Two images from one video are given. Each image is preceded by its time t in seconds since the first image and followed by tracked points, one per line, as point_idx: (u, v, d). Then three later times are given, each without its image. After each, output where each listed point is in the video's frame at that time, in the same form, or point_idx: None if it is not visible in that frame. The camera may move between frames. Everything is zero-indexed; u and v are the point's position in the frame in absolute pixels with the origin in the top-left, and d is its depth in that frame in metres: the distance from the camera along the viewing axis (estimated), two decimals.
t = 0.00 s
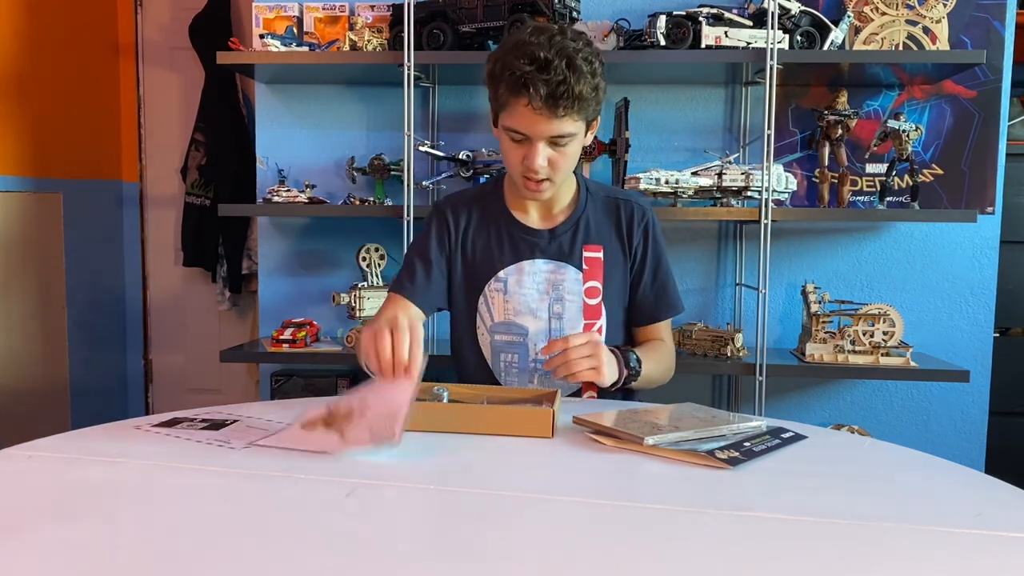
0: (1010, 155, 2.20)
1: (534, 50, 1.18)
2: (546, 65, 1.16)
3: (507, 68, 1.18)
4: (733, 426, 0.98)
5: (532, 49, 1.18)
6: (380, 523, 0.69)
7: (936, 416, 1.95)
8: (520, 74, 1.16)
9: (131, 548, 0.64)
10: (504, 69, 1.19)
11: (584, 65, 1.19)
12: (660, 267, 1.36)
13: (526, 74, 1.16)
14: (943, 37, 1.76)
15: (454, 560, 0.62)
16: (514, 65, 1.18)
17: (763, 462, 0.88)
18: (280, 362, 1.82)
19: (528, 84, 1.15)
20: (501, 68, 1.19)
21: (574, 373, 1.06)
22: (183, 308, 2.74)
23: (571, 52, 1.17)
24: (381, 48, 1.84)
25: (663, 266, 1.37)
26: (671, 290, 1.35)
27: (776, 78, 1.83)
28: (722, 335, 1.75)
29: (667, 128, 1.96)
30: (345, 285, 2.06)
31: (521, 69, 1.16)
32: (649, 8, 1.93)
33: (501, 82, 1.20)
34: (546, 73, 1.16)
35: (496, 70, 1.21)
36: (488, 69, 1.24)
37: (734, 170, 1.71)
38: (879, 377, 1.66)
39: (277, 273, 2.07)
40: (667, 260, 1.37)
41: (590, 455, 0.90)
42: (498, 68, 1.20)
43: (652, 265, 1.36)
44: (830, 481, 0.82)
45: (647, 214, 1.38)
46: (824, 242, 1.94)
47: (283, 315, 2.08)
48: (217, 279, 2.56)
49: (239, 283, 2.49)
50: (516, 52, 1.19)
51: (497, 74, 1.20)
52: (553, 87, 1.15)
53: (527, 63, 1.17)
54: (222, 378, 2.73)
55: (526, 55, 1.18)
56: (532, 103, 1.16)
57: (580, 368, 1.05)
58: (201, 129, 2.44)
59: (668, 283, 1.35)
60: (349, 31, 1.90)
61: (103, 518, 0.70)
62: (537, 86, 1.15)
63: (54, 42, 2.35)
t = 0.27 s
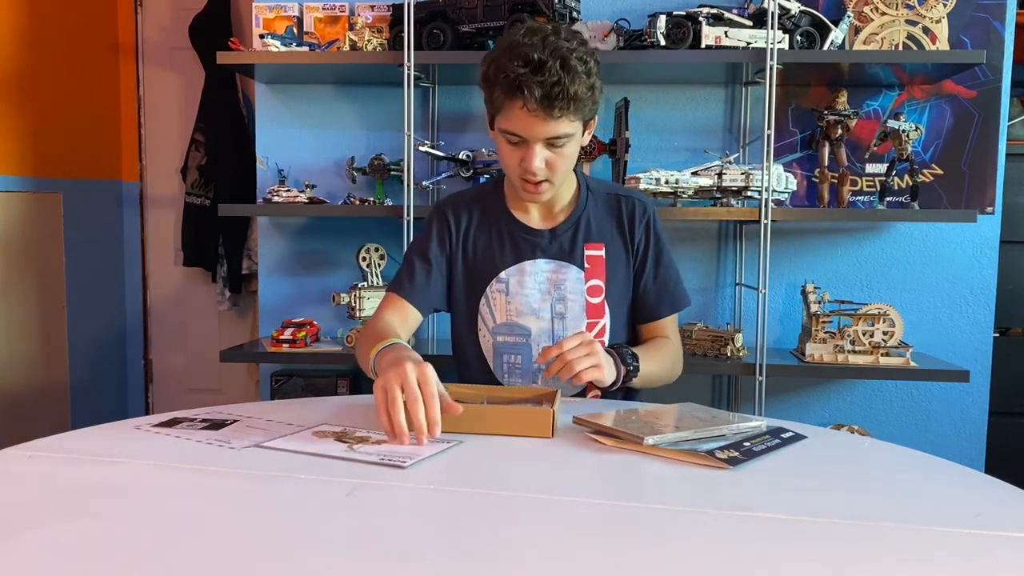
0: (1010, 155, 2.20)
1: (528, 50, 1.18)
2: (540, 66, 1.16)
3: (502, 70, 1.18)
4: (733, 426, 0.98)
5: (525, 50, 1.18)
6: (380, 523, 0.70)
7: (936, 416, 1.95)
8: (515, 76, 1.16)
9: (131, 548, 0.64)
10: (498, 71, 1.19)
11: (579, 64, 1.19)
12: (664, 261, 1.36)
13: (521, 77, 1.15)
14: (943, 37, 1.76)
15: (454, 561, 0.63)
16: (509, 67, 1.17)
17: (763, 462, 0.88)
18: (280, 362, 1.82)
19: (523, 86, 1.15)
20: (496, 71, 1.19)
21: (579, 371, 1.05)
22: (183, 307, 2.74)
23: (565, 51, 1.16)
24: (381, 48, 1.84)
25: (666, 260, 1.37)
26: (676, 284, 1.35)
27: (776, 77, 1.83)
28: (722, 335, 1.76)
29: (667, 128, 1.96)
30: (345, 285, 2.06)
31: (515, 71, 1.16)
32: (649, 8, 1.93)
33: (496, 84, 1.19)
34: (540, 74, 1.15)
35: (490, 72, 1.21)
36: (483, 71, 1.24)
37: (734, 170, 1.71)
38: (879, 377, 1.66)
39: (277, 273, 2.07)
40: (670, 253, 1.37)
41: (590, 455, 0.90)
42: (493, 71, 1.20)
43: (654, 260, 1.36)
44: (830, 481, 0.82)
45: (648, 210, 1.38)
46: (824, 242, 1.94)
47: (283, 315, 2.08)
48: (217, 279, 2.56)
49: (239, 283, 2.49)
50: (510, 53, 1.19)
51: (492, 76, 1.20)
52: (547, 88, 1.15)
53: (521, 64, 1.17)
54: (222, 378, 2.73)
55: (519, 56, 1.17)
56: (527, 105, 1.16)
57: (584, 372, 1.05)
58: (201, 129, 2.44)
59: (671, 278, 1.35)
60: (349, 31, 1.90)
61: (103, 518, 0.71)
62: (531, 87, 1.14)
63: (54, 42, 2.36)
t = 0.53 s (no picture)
0: (1010, 155, 2.20)
1: (520, 49, 1.19)
2: (531, 63, 1.16)
3: (495, 69, 1.19)
4: (733, 426, 0.98)
5: (518, 48, 1.19)
6: (379, 523, 0.70)
7: (936, 416, 1.95)
8: (506, 75, 1.17)
9: (131, 548, 0.64)
10: (493, 71, 1.20)
11: (572, 60, 1.18)
12: (668, 262, 1.36)
13: (511, 74, 1.16)
14: (943, 37, 1.76)
15: (453, 561, 0.63)
16: (501, 66, 1.19)
17: (763, 462, 0.88)
18: (280, 362, 1.82)
19: (513, 84, 1.16)
20: (490, 71, 1.21)
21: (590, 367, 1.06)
22: (183, 308, 2.74)
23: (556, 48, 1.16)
24: (381, 48, 1.84)
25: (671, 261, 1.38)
26: (680, 285, 1.36)
27: (776, 77, 1.83)
28: (722, 335, 1.76)
29: (667, 128, 1.96)
30: (345, 285, 2.06)
31: (507, 69, 1.17)
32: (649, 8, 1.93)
33: (491, 84, 1.21)
34: (531, 71, 1.16)
35: (487, 73, 1.22)
36: (483, 72, 1.26)
37: (734, 171, 1.71)
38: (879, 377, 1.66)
39: (277, 273, 2.07)
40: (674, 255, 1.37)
41: (590, 455, 0.90)
42: (489, 71, 1.21)
43: (659, 261, 1.35)
44: (829, 481, 0.82)
45: (654, 211, 1.38)
46: (825, 242, 1.94)
47: (283, 315, 2.08)
48: (217, 279, 2.56)
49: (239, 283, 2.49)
50: (504, 52, 1.20)
51: (488, 77, 1.22)
52: (537, 84, 1.15)
53: (513, 63, 1.17)
54: (222, 378, 2.73)
55: (512, 55, 1.18)
56: (518, 102, 1.17)
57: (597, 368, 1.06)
58: (201, 129, 2.44)
59: (675, 278, 1.35)
60: (349, 32, 1.90)
61: (102, 518, 0.71)
62: (520, 84, 1.15)
63: (54, 42, 2.36)
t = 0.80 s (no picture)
0: (1010, 155, 2.20)
1: (515, 45, 1.19)
2: (526, 59, 1.17)
3: (491, 65, 1.19)
4: (733, 426, 0.98)
5: (513, 45, 1.19)
6: (380, 523, 0.70)
7: (936, 416, 1.95)
8: (501, 71, 1.17)
9: (130, 548, 0.64)
10: (488, 67, 1.20)
11: (566, 58, 1.19)
12: (662, 264, 1.36)
13: (506, 70, 1.17)
14: (943, 37, 1.76)
15: (454, 561, 0.63)
16: (497, 62, 1.19)
17: (763, 462, 0.88)
18: (280, 362, 1.82)
19: (508, 80, 1.16)
20: (486, 67, 1.21)
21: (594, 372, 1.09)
22: (183, 308, 2.74)
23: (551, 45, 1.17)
24: (381, 48, 1.84)
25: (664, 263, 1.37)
26: (674, 286, 1.36)
27: (776, 77, 1.83)
28: (722, 335, 1.76)
29: (667, 128, 1.96)
30: (345, 285, 2.06)
31: (501, 65, 1.17)
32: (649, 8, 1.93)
33: (486, 80, 1.21)
34: (526, 68, 1.16)
35: (482, 69, 1.22)
36: (477, 69, 1.26)
37: (734, 170, 1.71)
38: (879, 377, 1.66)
39: (277, 273, 2.07)
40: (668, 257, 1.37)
41: (590, 456, 0.90)
42: (483, 67, 1.21)
43: (653, 262, 1.35)
44: (829, 481, 0.82)
45: (649, 212, 1.38)
46: (824, 242, 1.95)
47: (283, 315, 2.08)
48: (217, 279, 2.56)
49: (239, 283, 2.49)
50: (499, 49, 1.20)
51: (483, 73, 1.22)
52: (531, 81, 1.15)
53: (508, 59, 1.18)
54: (222, 378, 2.73)
55: (507, 51, 1.19)
56: (512, 98, 1.17)
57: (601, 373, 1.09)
58: (201, 129, 2.44)
59: (669, 280, 1.35)
60: (349, 31, 1.90)
61: (102, 518, 0.71)
62: (515, 80, 1.15)
63: (54, 42, 2.36)
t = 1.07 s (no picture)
0: (1010, 155, 2.20)
1: (488, 55, 1.18)
2: (500, 69, 1.16)
3: (465, 78, 1.19)
4: (733, 426, 0.98)
5: (486, 56, 1.18)
6: (380, 523, 0.70)
7: (936, 415, 1.95)
8: (477, 82, 1.17)
9: (130, 548, 0.64)
10: (463, 79, 1.20)
11: (540, 63, 1.18)
12: (654, 261, 1.36)
13: (481, 81, 1.16)
14: (943, 37, 1.76)
15: (453, 560, 0.63)
16: (471, 74, 1.18)
17: (763, 462, 0.89)
18: (280, 362, 1.82)
19: (484, 91, 1.16)
20: (461, 79, 1.20)
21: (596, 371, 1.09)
22: (183, 308, 2.74)
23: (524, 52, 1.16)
24: (381, 48, 1.84)
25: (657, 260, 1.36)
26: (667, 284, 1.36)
27: (776, 77, 1.83)
28: (722, 334, 1.76)
29: (667, 128, 1.96)
30: (345, 284, 2.06)
31: (476, 77, 1.17)
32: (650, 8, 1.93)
33: (463, 92, 1.21)
34: (500, 77, 1.16)
35: (457, 82, 1.22)
36: (454, 81, 1.25)
37: (734, 170, 1.71)
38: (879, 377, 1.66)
39: (277, 273, 2.07)
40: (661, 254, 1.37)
41: (590, 456, 0.90)
42: (459, 79, 1.21)
43: (645, 261, 1.36)
44: (829, 481, 0.82)
45: (641, 210, 1.37)
46: (823, 242, 1.95)
47: (282, 315, 2.08)
48: (217, 279, 2.56)
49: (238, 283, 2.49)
50: (472, 60, 1.20)
51: (459, 85, 1.22)
52: (507, 90, 1.15)
53: (482, 70, 1.17)
54: (222, 378, 2.73)
55: (481, 62, 1.18)
56: (491, 108, 1.17)
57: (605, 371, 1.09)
58: (201, 129, 2.44)
59: (662, 277, 1.35)
60: (349, 31, 1.90)
61: (102, 518, 0.71)
62: (491, 91, 1.15)
63: (54, 42, 2.36)
